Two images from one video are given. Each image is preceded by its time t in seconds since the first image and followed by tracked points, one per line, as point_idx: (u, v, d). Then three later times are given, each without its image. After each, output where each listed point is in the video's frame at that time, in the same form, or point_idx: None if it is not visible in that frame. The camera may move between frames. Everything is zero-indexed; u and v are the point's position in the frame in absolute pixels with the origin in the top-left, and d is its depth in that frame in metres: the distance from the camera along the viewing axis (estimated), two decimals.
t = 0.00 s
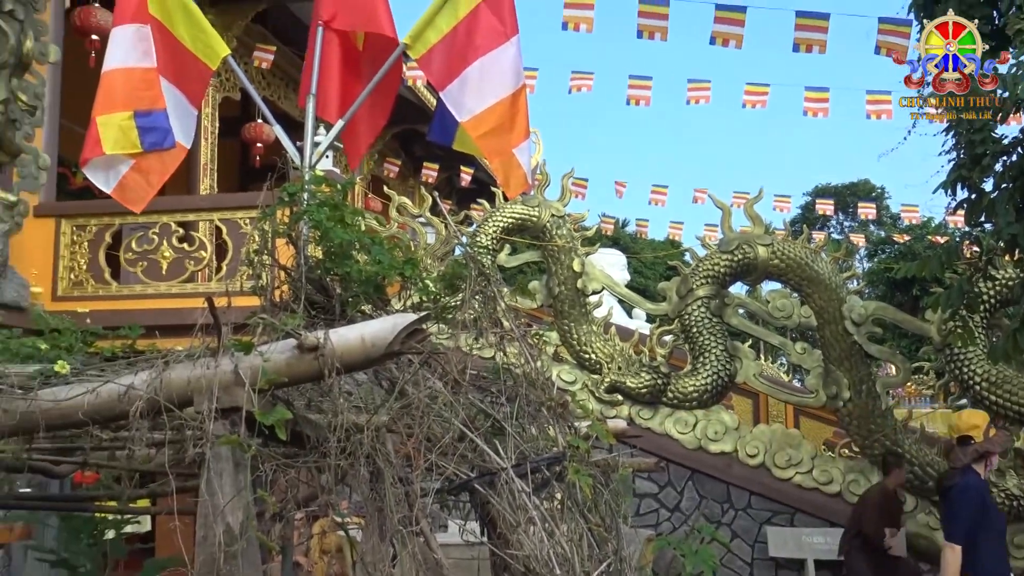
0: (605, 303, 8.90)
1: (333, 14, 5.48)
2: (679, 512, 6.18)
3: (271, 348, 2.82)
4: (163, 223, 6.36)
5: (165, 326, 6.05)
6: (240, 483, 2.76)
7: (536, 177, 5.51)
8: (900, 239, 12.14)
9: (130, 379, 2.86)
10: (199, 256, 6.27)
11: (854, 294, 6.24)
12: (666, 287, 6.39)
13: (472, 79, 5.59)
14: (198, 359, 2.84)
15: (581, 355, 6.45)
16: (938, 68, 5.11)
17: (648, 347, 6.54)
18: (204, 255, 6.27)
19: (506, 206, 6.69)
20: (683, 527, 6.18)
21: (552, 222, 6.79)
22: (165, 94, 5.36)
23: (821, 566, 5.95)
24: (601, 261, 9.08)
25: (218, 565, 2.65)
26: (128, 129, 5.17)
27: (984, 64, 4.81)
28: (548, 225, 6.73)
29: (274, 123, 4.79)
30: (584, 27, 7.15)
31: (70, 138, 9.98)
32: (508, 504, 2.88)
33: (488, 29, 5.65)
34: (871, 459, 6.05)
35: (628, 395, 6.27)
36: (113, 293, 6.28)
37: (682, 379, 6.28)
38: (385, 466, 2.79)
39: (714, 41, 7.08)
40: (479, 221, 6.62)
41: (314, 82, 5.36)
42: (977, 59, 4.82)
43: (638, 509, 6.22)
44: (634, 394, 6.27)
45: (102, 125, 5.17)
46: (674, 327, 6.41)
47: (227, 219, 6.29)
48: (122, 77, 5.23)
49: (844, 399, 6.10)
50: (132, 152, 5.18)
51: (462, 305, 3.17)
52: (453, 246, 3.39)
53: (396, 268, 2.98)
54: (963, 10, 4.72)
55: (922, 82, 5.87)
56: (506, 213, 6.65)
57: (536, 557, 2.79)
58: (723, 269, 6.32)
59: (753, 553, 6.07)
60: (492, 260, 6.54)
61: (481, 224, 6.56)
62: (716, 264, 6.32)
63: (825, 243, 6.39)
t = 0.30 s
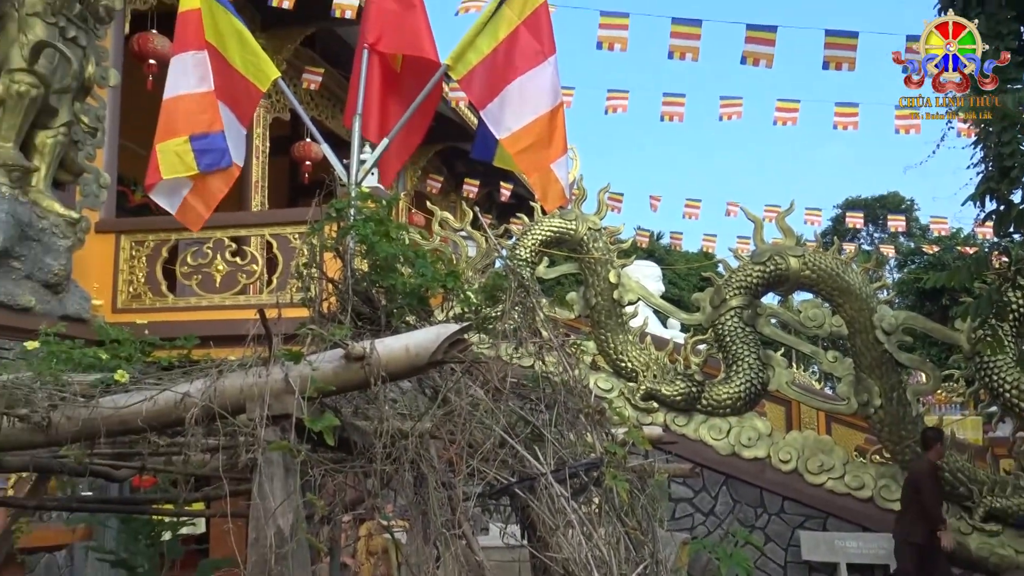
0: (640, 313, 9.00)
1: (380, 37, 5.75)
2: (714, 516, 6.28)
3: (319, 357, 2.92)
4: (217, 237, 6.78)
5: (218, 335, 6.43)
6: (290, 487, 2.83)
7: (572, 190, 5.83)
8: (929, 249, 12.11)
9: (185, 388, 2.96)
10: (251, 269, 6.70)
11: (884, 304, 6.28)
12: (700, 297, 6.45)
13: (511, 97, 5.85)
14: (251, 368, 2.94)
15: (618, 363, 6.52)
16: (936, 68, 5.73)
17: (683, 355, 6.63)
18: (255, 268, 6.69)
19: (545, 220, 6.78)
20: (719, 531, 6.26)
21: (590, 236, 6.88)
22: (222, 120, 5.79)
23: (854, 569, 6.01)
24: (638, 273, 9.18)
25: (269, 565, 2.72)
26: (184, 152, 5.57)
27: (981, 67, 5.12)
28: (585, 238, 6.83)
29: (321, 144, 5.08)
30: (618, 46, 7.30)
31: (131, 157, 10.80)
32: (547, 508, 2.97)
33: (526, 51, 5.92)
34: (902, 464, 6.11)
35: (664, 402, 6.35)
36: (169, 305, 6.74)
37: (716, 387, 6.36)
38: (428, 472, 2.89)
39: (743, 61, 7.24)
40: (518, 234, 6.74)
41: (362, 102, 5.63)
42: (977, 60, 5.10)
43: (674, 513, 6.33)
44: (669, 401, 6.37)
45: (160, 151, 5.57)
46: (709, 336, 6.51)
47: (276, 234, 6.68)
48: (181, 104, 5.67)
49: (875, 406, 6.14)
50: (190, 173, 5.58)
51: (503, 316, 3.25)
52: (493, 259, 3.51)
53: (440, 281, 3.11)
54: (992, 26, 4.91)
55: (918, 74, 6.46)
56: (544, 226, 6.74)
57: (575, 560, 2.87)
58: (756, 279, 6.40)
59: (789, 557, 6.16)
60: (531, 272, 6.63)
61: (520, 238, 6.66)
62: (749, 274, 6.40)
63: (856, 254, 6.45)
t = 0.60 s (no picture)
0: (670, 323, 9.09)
1: (418, 59, 5.94)
2: (743, 521, 6.38)
3: (360, 366, 2.99)
4: (262, 251, 7.07)
5: (264, 346, 6.75)
6: (333, 491, 2.91)
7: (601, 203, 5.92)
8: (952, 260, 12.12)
9: (232, 396, 3.07)
10: (294, 282, 6.95)
11: (909, 313, 6.32)
12: (728, 307, 6.53)
13: (544, 113, 5.98)
14: (295, 377, 3.02)
15: (649, 372, 6.62)
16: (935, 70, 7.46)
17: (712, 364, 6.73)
18: (298, 281, 6.97)
19: (576, 233, 6.90)
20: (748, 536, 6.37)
21: (620, 249, 6.97)
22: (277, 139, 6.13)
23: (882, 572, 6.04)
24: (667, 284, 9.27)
25: (313, 567, 2.82)
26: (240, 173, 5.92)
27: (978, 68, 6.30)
28: (615, 251, 6.91)
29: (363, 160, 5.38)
30: (647, 63, 7.41)
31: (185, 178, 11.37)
32: (580, 512, 3.07)
33: (557, 70, 6.07)
34: (928, 470, 6.14)
35: (693, 410, 6.45)
36: (217, 317, 7.05)
37: (745, 395, 6.45)
38: (466, 477, 2.98)
39: (770, 78, 7.45)
40: (550, 248, 6.86)
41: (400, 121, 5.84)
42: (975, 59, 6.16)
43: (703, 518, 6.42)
44: (698, 409, 6.47)
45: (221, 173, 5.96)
46: (736, 345, 6.58)
47: (319, 247, 6.97)
48: (236, 126, 6.02)
49: (901, 413, 6.18)
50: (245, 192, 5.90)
51: (536, 326, 3.38)
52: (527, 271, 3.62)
53: (475, 292, 3.21)
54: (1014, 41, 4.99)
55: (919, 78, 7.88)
56: (575, 240, 6.86)
57: (607, 563, 2.95)
58: (783, 290, 6.48)
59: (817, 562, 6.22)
60: (563, 284, 6.74)
61: (552, 251, 6.78)
62: (776, 285, 6.48)
63: (881, 264, 6.51)
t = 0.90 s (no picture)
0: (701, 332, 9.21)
1: (456, 78, 6.07)
2: (775, 524, 6.49)
3: (402, 375, 3.08)
4: (308, 264, 7.40)
5: (312, 354, 7.09)
6: (376, 495, 2.98)
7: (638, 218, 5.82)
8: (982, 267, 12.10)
9: (281, 403, 3.19)
10: (338, 294, 7.27)
11: (938, 321, 6.36)
12: (759, 316, 6.61)
13: (578, 131, 6.10)
14: (340, 386, 3.13)
15: (682, 379, 6.71)
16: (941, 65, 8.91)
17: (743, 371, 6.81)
18: (343, 293, 7.27)
19: (610, 245, 7.01)
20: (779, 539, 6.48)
21: (653, 258, 7.05)
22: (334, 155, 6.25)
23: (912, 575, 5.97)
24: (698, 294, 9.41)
25: (358, 568, 2.87)
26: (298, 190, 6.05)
27: (980, 59, 8.29)
28: (648, 261, 7.00)
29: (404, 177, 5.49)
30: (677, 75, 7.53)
31: (234, 195, 11.77)
32: (615, 515, 3.16)
33: (590, 87, 6.18)
34: (957, 475, 6.17)
35: (726, 416, 6.54)
36: (267, 327, 7.40)
37: (776, 402, 6.51)
38: (504, 481, 3.09)
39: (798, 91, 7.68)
40: (585, 259, 6.96)
41: (439, 139, 6.01)
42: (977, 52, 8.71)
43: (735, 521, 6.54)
44: (730, 415, 6.55)
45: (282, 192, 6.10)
46: (767, 353, 6.63)
47: (363, 260, 7.28)
48: (292, 145, 6.16)
49: (930, 420, 6.23)
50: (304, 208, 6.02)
51: (570, 335, 3.47)
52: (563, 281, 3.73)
53: (513, 303, 3.31)
54: None
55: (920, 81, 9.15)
56: (610, 252, 6.97)
57: (642, 566, 3.04)
58: (813, 299, 6.51)
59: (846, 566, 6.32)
60: (597, 295, 6.84)
61: (587, 262, 6.89)
62: (805, 295, 6.52)
63: (908, 274, 6.54)
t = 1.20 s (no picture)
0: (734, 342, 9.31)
1: (494, 97, 6.23)
2: (807, 530, 6.51)
3: (444, 385, 3.14)
4: (352, 278, 7.61)
5: (354, 364, 7.27)
6: (419, 500, 3.07)
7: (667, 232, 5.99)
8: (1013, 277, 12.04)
9: (327, 411, 3.26)
10: (381, 306, 7.47)
11: (968, 330, 6.43)
12: (789, 326, 6.77)
13: (611, 149, 6.19)
14: (384, 395, 3.21)
15: (714, 388, 6.76)
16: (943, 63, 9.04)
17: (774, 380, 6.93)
18: (386, 305, 7.45)
19: (643, 257, 7.11)
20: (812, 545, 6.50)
21: (685, 271, 7.18)
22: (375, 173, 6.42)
23: None
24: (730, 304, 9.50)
25: (402, 570, 2.99)
26: (347, 206, 6.16)
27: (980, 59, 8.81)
28: (680, 273, 7.12)
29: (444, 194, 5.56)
30: (708, 89, 7.61)
31: (280, 213, 11.89)
32: (650, 521, 3.25)
33: (623, 105, 6.28)
34: (988, 483, 6.20)
35: (758, 424, 6.59)
36: (312, 339, 7.61)
37: (808, 409, 6.59)
38: (542, 486, 3.19)
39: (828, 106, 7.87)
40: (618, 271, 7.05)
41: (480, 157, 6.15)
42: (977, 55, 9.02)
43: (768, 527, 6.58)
44: (762, 422, 6.60)
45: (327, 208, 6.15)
46: (798, 362, 6.76)
47: (406, 275, 7.43)
48: (337, 163, 6.30)
49: (960, 427, 6.28)
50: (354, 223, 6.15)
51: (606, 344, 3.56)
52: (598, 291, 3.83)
53: (549, 315, 3.41)
54: None
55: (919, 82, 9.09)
56: (643, 264, 7.07)
57: (677, 569, 3.13)
58: (842, 309, 6.64)
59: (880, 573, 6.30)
60: (631, 306, 6.94)
61: (621, 274, 6.98)
62: (835, 306, 6.65)
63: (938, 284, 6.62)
